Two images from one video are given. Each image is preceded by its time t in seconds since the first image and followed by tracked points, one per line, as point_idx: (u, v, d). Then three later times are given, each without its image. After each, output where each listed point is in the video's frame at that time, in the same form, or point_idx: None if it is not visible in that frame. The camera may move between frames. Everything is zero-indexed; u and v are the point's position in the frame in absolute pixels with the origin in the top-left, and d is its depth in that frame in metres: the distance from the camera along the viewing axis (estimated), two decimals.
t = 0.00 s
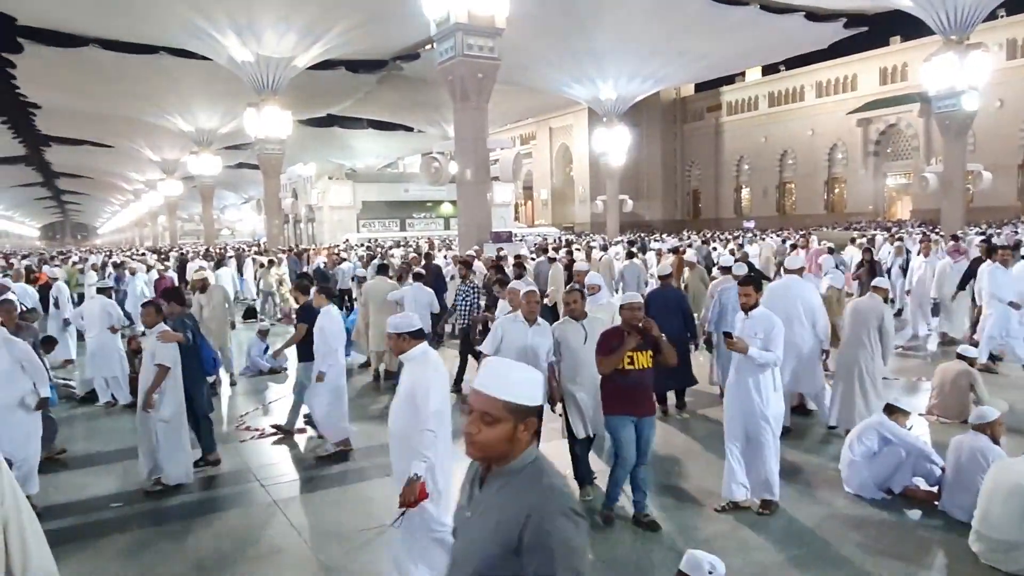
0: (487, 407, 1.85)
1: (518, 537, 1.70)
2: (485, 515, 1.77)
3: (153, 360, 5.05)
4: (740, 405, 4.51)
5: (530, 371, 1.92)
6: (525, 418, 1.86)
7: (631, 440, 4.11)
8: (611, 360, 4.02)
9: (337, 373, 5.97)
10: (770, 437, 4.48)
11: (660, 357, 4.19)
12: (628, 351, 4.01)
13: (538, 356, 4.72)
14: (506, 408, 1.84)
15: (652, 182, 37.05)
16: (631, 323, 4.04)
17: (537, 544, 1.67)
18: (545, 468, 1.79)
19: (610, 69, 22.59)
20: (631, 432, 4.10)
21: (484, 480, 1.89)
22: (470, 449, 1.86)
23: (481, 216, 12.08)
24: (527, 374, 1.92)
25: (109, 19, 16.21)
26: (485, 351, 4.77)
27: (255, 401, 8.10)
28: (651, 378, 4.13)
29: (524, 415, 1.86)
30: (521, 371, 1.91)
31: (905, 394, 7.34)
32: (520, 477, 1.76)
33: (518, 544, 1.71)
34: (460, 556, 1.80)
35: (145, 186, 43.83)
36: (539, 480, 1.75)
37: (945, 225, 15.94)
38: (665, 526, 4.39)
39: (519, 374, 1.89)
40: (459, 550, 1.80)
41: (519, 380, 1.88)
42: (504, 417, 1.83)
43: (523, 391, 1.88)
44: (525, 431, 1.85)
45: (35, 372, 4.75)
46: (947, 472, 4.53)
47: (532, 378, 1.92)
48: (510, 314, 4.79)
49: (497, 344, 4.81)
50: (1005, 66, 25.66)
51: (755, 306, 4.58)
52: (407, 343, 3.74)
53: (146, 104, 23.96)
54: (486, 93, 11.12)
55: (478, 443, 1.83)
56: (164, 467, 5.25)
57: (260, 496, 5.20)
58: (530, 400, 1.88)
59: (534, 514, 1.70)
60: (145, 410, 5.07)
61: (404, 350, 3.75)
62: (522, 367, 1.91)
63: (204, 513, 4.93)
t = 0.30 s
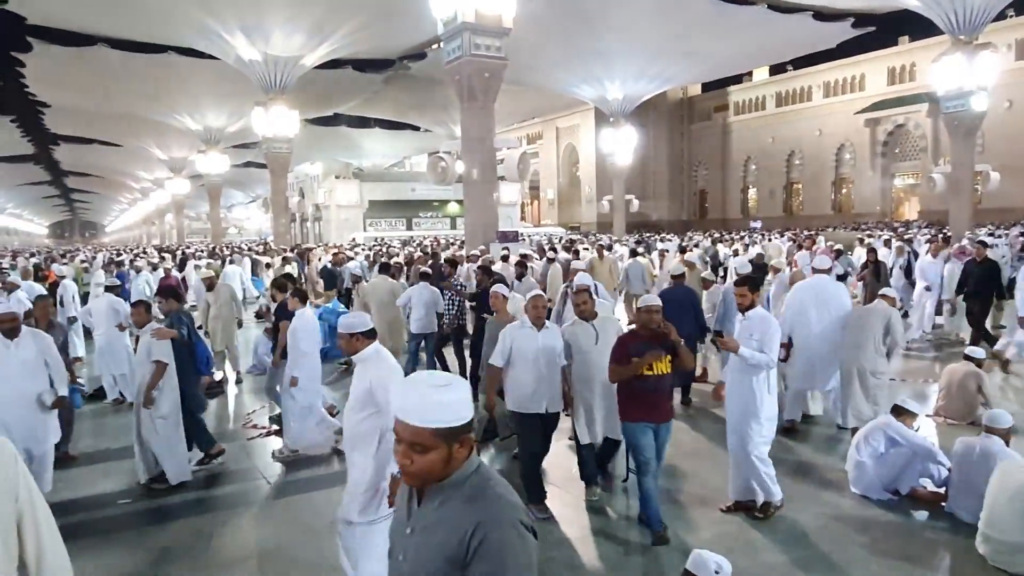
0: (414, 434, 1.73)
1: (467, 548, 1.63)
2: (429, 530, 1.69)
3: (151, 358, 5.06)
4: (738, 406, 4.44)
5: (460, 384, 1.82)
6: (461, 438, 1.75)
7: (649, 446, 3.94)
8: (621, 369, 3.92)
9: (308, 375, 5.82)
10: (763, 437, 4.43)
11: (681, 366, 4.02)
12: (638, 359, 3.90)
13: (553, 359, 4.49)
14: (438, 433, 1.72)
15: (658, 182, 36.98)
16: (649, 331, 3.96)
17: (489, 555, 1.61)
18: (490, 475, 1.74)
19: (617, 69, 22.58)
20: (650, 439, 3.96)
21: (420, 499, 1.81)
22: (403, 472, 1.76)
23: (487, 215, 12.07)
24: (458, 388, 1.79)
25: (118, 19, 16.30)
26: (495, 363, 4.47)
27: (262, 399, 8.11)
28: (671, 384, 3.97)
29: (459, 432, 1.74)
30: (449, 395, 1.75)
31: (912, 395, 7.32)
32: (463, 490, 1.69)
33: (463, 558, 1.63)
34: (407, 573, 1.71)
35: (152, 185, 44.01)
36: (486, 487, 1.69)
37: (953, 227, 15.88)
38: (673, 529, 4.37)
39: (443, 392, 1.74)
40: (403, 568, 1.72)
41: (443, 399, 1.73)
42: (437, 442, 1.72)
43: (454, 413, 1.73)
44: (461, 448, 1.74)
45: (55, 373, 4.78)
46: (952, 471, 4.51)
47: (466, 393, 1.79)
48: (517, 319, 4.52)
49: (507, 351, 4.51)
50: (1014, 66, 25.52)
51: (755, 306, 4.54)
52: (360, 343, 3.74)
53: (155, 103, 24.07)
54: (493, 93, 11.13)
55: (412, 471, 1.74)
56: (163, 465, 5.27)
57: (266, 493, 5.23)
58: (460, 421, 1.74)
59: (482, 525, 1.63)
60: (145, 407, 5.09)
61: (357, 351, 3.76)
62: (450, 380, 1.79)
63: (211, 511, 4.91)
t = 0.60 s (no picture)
0: (339, 465, 1.64)
1: (423, 567, 1.60)
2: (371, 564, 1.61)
3: (174, 356, 5.08)
4: (758, 410, 4.42)
5: (381, 401, 1.73)
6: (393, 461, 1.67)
7: (680, 457, 3.84)
8: (645, 373, 3.89)
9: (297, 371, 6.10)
10: (785, 445, 4.38)
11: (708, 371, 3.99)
12: (662, 362, 3.86)
13: (578, 362, 4.49)
14: (364, 461, 1.63)
15: (676, 181, 36.80)
16: (674, 336, 3.90)
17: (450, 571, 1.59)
18: (430, 491, 1.70)
19: (635, 68, 22.50)
20: (682, 451, 3.85)
21: (354, 528, 1.74)
22: (336, 503, 1.68)
23: (505, 214, 12.07)
24: (377, 407, 1.69)
25: (141, 20, 16.52)
26: (523, 368, 4.41)
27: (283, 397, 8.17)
28: (702, 390, 3.88)
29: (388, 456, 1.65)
30: (367, 420, 1.65)
31: (935, 395, 7.23)
32: (405, 514, 1.64)
33: None
34: None
35: (174, 185, 44.54)
36: (433, 503, 1.66)
37: (977, 225, 15.65)
38: (692, 529, 4.36)
39: (357, 418, 1.65)
40: None
41: (359, 426, 1.64)
42: (365, 471, 1.63)
43: (375, 439, 1.64)
44: (393, 473, 1.67)
45: (83, 375, 4.82)
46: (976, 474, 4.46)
47: (388, 415, 1.69)
48: (537, 320, 4.54)
49: (533, 355, 4.48)
50: None
51: (771, 307, 4.49)
52: (319, 349, 3.79)
53: (176, 104, 24.33)
54: (511, 92, 11.13)
55: (343, 502, 1.65)
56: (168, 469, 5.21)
57: (286, 491, 5.27)
58: (384, 447, 1.65)
59: (437, 546, 1.60)
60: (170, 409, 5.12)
61: (316, 357, 3.80)
62: (365, 401, 1.70)
63: (232, 508, 4.96)
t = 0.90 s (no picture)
0: (253, 481, 1.60)
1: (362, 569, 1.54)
2: (306, 573, 1.54)
3: (199, 360, 5.15)
4: (785, 414, 4.37)
5: (293, 408, 1.70)
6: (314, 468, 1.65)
7: (707, 463, 3.79)
8: (676, 377, 3.81)
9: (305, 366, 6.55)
10: (815, 451, 4.31)
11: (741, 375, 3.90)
12: (692, 367, 3.77)
13: (613, 369, 4.29)
14: (278, 475, 1.60)
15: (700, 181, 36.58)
16: (706, 337, 3.83)
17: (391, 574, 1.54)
18: (360, 492, 1.67)
19: (658, 67, 22.36)
20: (710, 456, 3.78)
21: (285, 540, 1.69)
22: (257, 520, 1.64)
23: (528, 215, 12.08)
24: (287, 415, 1.66)
25: (169, 23, 16.75)
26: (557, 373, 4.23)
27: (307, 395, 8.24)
28: (735, 393, 3.80)
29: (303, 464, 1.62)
30: (275, 430, 1.61)
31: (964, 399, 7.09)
32: (332, 521, 1.59)
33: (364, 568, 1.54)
34: None
35: (200, 185, 45.11)
36: (365, 503, 1.63)
37: (1009, 227, 15.35)
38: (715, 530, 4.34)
39: (261, 430, 1.60)
40: None
41: (263, 438, 1.59)
42: (282, 483, 1.60)
43: (282, 449, 1.59)
44: (316, 481, 1.64)
45: (108, 378, 4.90)
46: (1006, 478, 4.38)
47: (300, 421, 1.66)
48: (572, 325, 4.34)
49: (567, 359, 4.31)
50: None
51: (795, 309, 4.42)
52: (281, 348, 4.10)
53: (202, 105, 24.62)
54: (533, 92, 11.12)
55: (264, 517, 1.61)
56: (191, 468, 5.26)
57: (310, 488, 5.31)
58: (295, 458, 1.61)
59: (375, 549, 1.54)
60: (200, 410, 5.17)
61: (280, 356, 4.14)
62: (273, 410, 1.67)
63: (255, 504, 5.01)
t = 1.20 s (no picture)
0: (173, 528, 1.51)
1: None
2: None
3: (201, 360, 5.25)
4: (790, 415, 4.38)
5: (213, 435, 1.60)
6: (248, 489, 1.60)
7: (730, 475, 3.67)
8: (702, 385, 3.64)
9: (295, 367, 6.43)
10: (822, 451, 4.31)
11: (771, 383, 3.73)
12: (720, 373, 3.61)
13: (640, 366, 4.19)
14: (200, 519, 1.52)
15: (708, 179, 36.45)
16: (735, 343, 3.64)
17: None
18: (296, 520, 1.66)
19: (666, 65, 22.27)
20: (734, 467, 3.66)
21: None
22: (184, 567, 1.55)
23: (535, 213, 12.06)
24: (207, 443, 1.56)
25: (178, 22, 16.80)
26: (579, 368, 4.19)
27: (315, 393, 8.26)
28: (763, 402, 3.64)
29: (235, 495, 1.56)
30: (192, 466, 1.52)
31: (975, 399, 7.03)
32: (267, 557, 1.55)
33: None
34: None
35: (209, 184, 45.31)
36: (308, 526, 1.66)
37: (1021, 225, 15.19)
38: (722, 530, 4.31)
39: (171, 470, 1.51)
40: None
41: (179, 477, 1.50)
42: (208, 528, 1.53)
43: (206, 487, 1.51)
44: (244, 514, 1.57)
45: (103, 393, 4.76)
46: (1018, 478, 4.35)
47: (224, 451, 1.57)
48: (602, 322, 4.25)
49: (592, 358, 4.24)
50: None
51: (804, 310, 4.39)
52: (223, 352, 3.89)
53: (211, 104, 24.69)
54: (541, 90, 11.11)
55: (188, 561, 1.53)
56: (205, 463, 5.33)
57: (316, 486, 5.32)
58: (219, 492, 1.53)
59: None
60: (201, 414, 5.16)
61: (224, 359, 3.90)
62: (185, 442, 1.56)
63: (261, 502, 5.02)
